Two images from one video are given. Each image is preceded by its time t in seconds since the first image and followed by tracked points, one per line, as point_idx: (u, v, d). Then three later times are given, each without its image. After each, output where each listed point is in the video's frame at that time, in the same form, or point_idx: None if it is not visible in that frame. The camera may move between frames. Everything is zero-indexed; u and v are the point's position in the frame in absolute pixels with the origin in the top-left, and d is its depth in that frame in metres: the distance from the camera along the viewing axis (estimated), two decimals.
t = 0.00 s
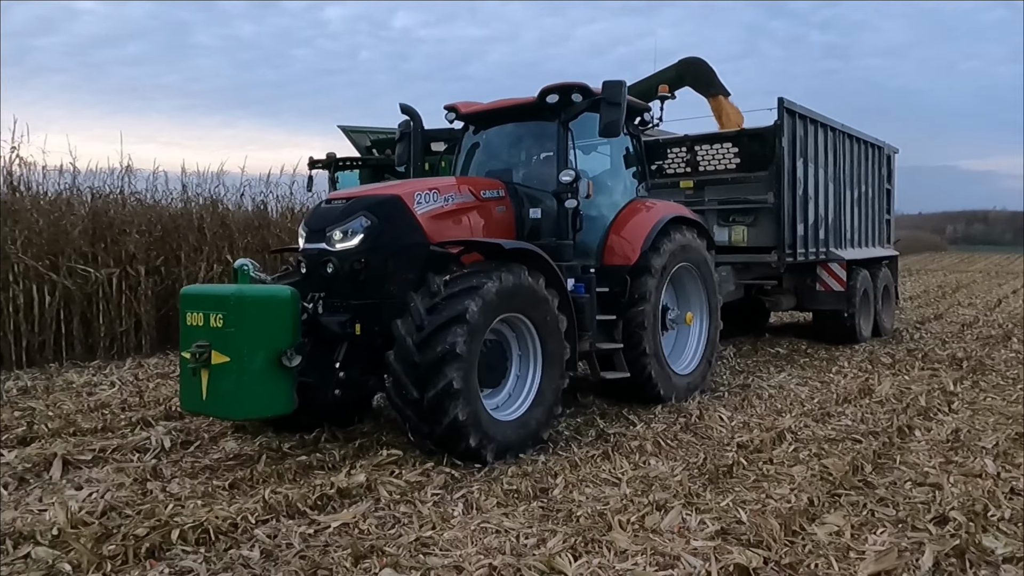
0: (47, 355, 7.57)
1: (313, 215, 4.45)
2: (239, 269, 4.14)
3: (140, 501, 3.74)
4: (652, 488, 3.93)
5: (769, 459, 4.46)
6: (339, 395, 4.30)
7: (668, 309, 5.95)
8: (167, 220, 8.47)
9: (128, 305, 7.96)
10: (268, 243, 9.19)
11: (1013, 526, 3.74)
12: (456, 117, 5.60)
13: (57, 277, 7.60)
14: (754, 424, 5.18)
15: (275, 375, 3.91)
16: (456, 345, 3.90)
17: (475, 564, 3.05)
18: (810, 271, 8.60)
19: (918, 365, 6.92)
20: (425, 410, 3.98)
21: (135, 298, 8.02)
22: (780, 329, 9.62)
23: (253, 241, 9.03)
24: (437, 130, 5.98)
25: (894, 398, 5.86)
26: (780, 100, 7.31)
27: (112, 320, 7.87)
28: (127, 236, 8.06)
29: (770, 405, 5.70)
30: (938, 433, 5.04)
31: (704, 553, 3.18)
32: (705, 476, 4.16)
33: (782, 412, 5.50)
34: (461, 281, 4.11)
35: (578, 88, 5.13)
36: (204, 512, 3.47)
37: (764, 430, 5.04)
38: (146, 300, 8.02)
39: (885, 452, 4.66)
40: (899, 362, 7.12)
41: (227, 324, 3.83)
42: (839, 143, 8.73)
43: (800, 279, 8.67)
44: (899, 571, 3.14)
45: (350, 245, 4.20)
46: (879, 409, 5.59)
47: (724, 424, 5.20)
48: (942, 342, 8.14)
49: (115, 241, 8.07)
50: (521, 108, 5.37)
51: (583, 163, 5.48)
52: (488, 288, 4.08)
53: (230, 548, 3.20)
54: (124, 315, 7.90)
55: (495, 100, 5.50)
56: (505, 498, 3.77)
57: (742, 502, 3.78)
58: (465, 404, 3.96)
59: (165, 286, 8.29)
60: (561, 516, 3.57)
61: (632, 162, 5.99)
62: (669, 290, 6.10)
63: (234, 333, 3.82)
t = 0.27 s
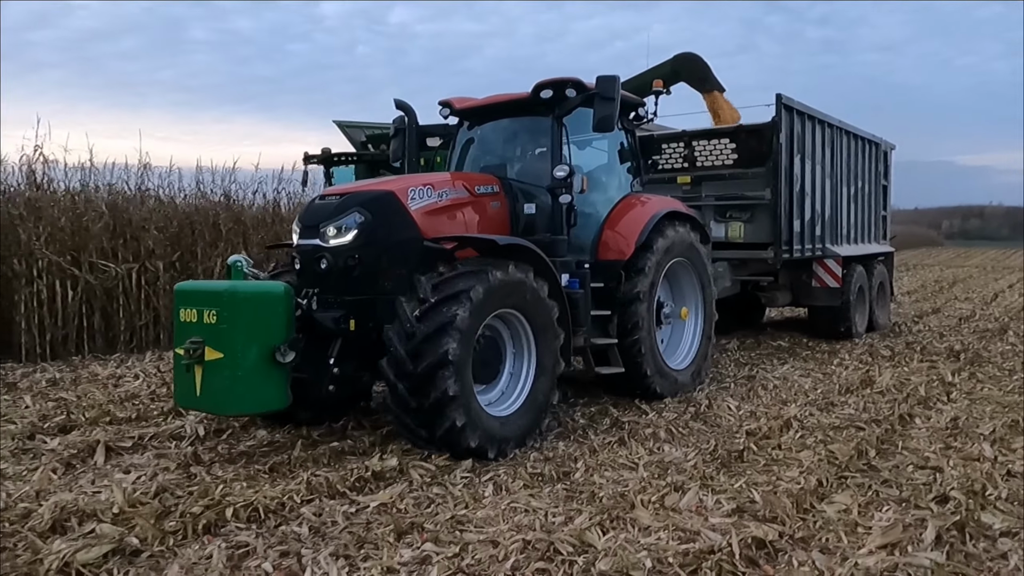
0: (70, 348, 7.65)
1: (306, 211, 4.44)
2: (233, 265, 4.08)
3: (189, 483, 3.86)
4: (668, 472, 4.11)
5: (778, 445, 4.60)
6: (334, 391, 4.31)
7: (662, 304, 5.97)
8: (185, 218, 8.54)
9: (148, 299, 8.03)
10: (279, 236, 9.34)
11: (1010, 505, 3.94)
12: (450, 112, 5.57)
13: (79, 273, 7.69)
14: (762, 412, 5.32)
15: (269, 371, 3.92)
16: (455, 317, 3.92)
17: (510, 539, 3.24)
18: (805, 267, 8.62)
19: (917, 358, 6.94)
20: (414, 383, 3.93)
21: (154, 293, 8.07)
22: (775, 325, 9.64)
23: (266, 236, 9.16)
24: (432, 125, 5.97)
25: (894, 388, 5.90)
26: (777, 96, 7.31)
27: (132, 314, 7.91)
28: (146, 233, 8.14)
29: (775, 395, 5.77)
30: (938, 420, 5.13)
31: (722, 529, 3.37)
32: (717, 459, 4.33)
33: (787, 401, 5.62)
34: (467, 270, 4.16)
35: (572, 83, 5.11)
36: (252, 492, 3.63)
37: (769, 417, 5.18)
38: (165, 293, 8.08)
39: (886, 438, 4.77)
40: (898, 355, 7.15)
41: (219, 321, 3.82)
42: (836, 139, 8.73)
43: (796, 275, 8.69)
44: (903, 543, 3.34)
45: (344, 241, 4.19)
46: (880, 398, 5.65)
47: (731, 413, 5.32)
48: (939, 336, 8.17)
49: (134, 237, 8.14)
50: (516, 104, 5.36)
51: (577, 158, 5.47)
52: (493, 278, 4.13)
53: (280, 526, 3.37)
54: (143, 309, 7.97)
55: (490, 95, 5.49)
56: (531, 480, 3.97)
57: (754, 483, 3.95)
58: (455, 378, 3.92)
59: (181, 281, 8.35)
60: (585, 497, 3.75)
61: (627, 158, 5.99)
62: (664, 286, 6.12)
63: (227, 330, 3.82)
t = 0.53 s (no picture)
0: (94, 349, 7.50)
1: (304, 214, 4.31)
2: (229, 268, 3.99)
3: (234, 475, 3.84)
4: (685, 466, 4.07)
5: (789, 441, 4.50)
6: (331, 395, 4.19)
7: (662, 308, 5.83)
8: (206, 222, 8.46)
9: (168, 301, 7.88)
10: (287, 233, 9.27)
11: (1012, 496, 3.87)
12: (450, 115, 5.44)
13: (101, 274, 7.53)
14: (771, 410, 5.19)
15: (265, 377, 3.77)
16: (465, 302, 3.84)
17: (542, 526, 3.23)
18: (804, 270, 8.49)
19: (918, 358, 6.79)
20: (412, 366, 3.79)
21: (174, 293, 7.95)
22: (774, 328, 9.51)
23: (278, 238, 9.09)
24: (430, 128, 5.82)
25: (898, 387, 5.75)
26: (777, 99, 7.17)
27: (152, 315, 7.78)
28: (165, 236, 8.02)
29: (783, 394, 5.65)
30: (941, 418, 4.99)
31: (741, 518, 3.38)
32: (731, 454, 4.26)
33: (796, 399, 5.50)
34: (475, 270, 4.06)
35: (573, 87, 4.99)
36: (295, 484, 3.62)
37: (779, 413, 5.08)
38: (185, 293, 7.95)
39: (892, 434, 4.64)
40: (902, 355, 7.02)
41: (216, 324, 3.70)
42: (836, 142, 8.60)
43: (794, 278, 8.57)
44: (911, 530, 3.37)
45: (341, 245, 4.05)
46: (880, 397, 5.49)
47: (742, 411, 5.20)
48: (941, 337, 8.04)
49: (155, 238, 8.02)
50: (515, 107, 5.23)
51: (576, 162, 5.34)
52: (504, 280, 4.07)
53: (325, 514, 3.35)
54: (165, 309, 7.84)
55: (490, 99, 5.35)
56: (555, 474, 3.96)
57: (767, 475, 3.92)
58: (454, 360, 3.78)
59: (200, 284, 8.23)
60: (607, 490, 3.72)
61: (627, 162, 5.85)
62: (662, 289, 5.97)
63: (224, 333, 3.70)
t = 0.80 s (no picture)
0: (120, 347, 7.57)
1: (303, 214, 4.37)
2: (228, 268, 4.02)
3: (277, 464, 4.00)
4: (703, 456, 4.16)
5: (801, 433, 4.58)
6: (331, 396, 4.23)
7: (662, 307, 5.89)
8: (224, 224, 8.52)
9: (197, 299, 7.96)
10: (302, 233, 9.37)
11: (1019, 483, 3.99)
12: (450, 115, 5.51)
13: (127, 275, 7.59)
14: (782, 405, 5.26)
15: (265, 377, 3.83)
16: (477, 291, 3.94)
17: (573, 511, 3.37)
18: (803, 270, 8.54)
19: (924, 355, 6.86)
20: (421, 349, 3.84)
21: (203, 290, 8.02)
22: (773, 328, 9.57)
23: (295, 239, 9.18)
24: (430, 128, 5.88)
25: (904, 383, 5.83)
26: (775, 99, 7.24)
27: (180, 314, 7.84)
28: (188, 236, 8.09)
29: (793, 390, 5.72)
30: (949, 411, 5.08)
31: (761, 501, 3.50)
32: (746, 445, 4.35)
33: (804, 395, 5.56)
34: (485, 267, 4.20)
35: (572, 86, 5.06)
36: (338, 472, 3.80)
37: (789, 409, 5.16)
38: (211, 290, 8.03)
39: (902, 426, 4.72)
40: (906, 353, 7.08)
41: (215, 325, 3.76)
42: (834, 142, 8.66)
43: (794, 278, 8.63)
44: (923, 513, 3.47)
45: (341, 245, 4.12)
46: (889, 391, 5.60)
47: (754, 406, 5.26)
48: (944, 335, 8.10)
49: (177, 240, 8.08)
50: (515, 107, 5.30)
51: (576, 161, 5.41)
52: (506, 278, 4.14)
53: (367, 499, 3.54)
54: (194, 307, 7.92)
55: (490, 98, 5.41)
56: (580, 463, 4.11)
57: (784, 465, 3.99)
58: (465, 347, 3.85)
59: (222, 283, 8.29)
60: (631, 477, 3.84)
61: (626, 161, 5.92)
62: (662, 289, 6.03)
63: (223, 334, 3.76)
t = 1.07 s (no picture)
0: (144, 349, 7.62)
1: (304, 220, 4.43)
2: (230, 275, 4.11)
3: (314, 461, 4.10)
4: (720, 453, 4.23)
5: (813, 431, 4.65)
6: (333, 402, 4.28)
7: (661, 311, 5.96)
8: (240, 228, 8.66)
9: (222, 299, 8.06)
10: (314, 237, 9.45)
11: None
12: (448, 120, 5.59)
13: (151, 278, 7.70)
14: (792, 406, 5.31)
15: (266, 384, 3.90)
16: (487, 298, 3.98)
17: (601, 504, 3.44)
18: (802, 274, 8.60)
19: (928, 358, 6.93)
20: (432, 355, 3.84)
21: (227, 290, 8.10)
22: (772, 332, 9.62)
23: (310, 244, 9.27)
24: (429, 133, 5.95)
25: (910, 384, 5.89)
26: (772, 103, 7.32)
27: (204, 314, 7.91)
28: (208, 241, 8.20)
29: (802, 390, 5.78)
30: (954, 410, 5.14)
31: (780, 495, 3.57)
32: (761, 442, 4.42)
33: (813, 395, 5.62)
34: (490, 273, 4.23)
35: (570, 91, 5.12)
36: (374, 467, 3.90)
37: (801, 408, 5.23)
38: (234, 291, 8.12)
39: (909, 425, 4.78)
40: (909, 355, 7.14)
41: (217, 333, 3.82)
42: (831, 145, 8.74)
43: (793, 281, 8.69)
44: (934, 506, 3.54)
45: (342, 250, 4.19)
46: (895, 392, 5.67)
47: (764, 406, 5.32)
48: (947, 338, 8.15)
49: (197, 244, 8.20)
50: (513, 112, 5.37)
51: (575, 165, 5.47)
52: (512, 284, 4.19)
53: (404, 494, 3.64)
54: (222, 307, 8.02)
55: (488, 103, 5.48)
56: (603, 459, 4.18)
57: (799, 462, 4.05)
58: (477, 353, 3.87)
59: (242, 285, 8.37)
60: (653, 473, 3.91)
61: (624, 165, 5.99)
62: (660, 293, 6.09)
63: (225, 342, 3.82)
